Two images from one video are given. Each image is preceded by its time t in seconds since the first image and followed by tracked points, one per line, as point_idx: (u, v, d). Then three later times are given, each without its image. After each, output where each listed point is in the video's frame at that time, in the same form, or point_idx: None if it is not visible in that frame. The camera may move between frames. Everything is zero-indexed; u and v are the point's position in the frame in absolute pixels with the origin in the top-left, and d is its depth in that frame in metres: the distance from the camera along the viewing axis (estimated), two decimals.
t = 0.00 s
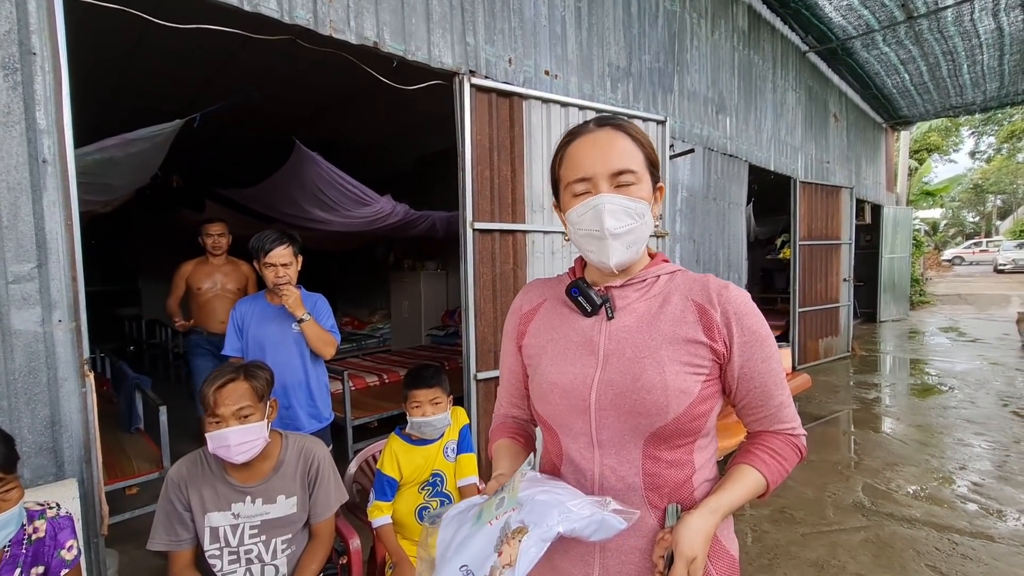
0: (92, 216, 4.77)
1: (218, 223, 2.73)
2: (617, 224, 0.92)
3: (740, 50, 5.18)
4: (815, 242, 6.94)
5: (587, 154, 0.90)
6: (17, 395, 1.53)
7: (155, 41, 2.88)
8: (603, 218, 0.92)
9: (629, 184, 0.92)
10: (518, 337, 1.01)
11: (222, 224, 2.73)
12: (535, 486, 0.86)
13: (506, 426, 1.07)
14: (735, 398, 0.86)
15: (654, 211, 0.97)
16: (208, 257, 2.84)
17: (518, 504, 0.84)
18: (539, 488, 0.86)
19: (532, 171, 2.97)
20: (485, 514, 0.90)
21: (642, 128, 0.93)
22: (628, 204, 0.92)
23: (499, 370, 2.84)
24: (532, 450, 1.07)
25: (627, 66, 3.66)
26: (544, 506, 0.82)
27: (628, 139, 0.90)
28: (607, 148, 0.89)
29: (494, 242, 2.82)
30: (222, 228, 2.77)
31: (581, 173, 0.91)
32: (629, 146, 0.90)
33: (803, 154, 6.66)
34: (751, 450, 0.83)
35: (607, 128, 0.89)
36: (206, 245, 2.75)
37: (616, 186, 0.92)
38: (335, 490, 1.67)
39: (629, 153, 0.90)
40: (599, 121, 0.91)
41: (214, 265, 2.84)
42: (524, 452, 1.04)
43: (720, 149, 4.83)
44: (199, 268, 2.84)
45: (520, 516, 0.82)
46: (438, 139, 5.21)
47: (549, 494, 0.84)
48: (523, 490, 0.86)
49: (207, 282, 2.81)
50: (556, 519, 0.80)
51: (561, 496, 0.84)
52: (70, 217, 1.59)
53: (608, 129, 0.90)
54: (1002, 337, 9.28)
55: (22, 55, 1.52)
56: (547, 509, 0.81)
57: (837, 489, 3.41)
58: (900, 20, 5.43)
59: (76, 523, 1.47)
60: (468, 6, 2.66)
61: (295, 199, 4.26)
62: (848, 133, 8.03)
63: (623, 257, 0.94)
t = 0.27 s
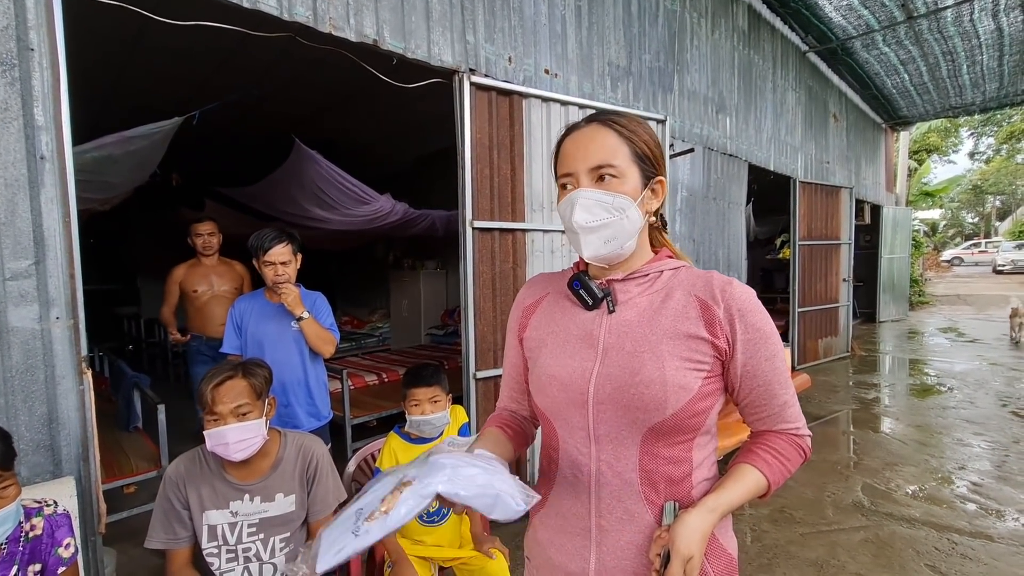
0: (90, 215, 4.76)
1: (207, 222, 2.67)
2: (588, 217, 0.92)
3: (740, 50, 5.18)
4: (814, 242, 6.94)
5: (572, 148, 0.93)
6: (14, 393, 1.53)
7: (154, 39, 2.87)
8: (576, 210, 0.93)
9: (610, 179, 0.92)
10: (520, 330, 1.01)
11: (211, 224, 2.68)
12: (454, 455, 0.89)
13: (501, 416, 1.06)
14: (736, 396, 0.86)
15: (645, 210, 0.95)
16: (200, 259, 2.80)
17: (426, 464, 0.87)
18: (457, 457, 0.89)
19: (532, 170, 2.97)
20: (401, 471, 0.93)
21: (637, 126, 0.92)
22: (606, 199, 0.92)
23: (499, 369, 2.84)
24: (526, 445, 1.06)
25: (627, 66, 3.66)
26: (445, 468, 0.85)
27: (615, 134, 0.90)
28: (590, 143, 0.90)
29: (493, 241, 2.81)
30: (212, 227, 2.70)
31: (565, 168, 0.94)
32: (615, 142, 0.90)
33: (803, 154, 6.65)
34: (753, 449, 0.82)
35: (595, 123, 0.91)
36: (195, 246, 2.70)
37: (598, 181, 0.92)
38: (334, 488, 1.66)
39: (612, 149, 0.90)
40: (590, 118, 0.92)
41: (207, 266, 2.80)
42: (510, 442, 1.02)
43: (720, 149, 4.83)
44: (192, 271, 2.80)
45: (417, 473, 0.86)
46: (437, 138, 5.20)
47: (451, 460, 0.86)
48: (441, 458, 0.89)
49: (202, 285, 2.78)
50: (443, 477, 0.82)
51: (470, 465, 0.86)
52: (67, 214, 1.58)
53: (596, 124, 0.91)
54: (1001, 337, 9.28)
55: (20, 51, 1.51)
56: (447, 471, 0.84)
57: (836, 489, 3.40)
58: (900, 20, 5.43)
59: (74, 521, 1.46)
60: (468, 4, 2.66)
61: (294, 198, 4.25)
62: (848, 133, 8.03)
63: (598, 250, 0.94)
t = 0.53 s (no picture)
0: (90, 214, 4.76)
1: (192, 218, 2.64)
2: (593, 218, 0.93)
3: (740, 51, 5.19)
4: (814, 244, 6.95)
5: (578, 148, 0.93)
6: (14, 392, 1.52)
7: (155, 38, 2.87)
8: (580, 211, 0.94)
9: (615, 180, 0.92)
10: (524, 326, 1.01)
11: (197, 220, 2.68)
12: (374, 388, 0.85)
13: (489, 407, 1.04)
14: (739, 403, 0.86)
15: (651, 213, 0.95)
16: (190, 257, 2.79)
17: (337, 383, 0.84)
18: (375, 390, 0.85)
19: (532, 170, 2.97)
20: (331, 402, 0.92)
21: (645, 128, 0.92)
22: (611, 200, 0.92)
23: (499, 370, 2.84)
24: (502, 439, 1.02)
25: (628, 67, 3.66)
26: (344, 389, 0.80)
27: (621, 135, 0.90)
28: (596, 143, 0.91)
29: (494, 241, 2.81)
30: (197, 223, 2.68)
31: (571, 168, 0.95)
32: (621, 143, 0.90)
33: (803, 156, 6.66)
34: (754, 457, 0.82)
35: (602, 124, 0.91)
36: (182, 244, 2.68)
37: (603, 181, 0.93)
38: (333, 489, 1.66)
39: (618, 150, 0.90)
40: (598, 119, 0.93)
41: (196, 265, 2.79)
42: (484, 428, 0.98)
43: (720, 150, 4.83)
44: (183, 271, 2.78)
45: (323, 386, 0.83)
46: (438, 138, 5.20)
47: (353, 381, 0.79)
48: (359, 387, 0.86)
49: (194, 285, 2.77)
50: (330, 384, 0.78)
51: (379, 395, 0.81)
52: (68, 213, 1.58)
53: (603, 125, 0.91)
54: (1000, 339, 9.29)
55: (21, 50, 1.51)
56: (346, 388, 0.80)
57: (835, 490, 3.40)
58: (901, 22, 5.44)
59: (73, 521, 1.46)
60: (469, 5, 2.66)
61: (295, 198, 4.25)
62: (848, 134, 8.03)
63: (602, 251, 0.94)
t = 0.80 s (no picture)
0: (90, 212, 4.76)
1: (190, 214, 2.66)
2: (604, 213, 0.93)
3: (741, 52, 5.18)
4: (814, 245, 6.95)
5: (591, 145, 0.93)
6: (14, 390, 1.52)
7: (156, 36, 2.87)
8: (591, 206, 0.93)
9: (626, 177, 0.92)
10: (529, 320, 1.01)
11: (195, 218, 2.68)
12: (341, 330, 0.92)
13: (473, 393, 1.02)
14: (743, 405, 0.85)
15: (661, 212, 0.94)
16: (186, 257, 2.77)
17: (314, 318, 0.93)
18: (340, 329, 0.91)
19: (533, 170, 2.96)
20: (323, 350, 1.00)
21: (658, 127, 0.92)
22: (622, 197, 0.92)
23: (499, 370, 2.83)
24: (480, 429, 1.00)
25: (629, 67, 3.66)
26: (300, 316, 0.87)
27: (634, 132, 0.90)
28: (609, 140, 0.91)
29: (494, 241, 2.81)
30: (196, 221, 2.69)
31: (583, 164, 0.95)
32: (634, 141, 0.90)
33: (803, 157, 6.66)
34: (757, 458, 0.82)
35: (615, 122, 0.91)
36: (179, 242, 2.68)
37: (615, 178, 0.92)
38: (333, 489, 1.66)
39: (630, 146, 0.90)
40: (611, 116, 0.93)
41: (193, 265, 2.77)
42: (458, 410, 0.97)
43: (721, 150, 4.83)
44: (178, 271, 2.76)
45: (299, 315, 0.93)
46: (438, 138, 5.20)
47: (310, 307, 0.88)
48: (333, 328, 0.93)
49: (190, 286, 2.74)
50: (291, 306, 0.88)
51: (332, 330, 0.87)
52: (68, 211, 1.58)
53: (616, 122, 0.91)
54: (1000, 341, 9.29)
55: (22, 47, 1.51)
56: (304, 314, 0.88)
57: (835, 491, 3.40)
58: (901, 24, 5.44)
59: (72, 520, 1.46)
60: (471, 4, 2.65)
61: (295, 197, 4.25)
62: (849, 136, 8.03)
63: (611, 248, 0.94)
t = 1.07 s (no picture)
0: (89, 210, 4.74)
1: (196, 214, 2.64)
2: (609, 206, 0.93)
3: (741, 54, 5.19)
4: (813, 246, 6.96)
5: (600, 137, 0.93)
6: (12, 388, 1.51)
7: (156, 34, 2.87)
8: (598, 197, 0.93)
9: (633, 171, 0.92)
10: (526, 319, 1.01)
11: (202, 217, 2.66)
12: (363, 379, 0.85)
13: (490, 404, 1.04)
14: (741, 402, 0.86)
15: (665, 209, 0.95)
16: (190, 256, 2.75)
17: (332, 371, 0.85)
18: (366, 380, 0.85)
19: (533, 170, 2.96)
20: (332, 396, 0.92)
21: (665, 125, 0.93)
22: (629, 191, 0.92)
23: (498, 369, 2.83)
24: (502, 436, 1.01)
25: (629, 68, 3.66)
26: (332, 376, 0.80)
27: (642, 128, 0.91)
28: (618, 134, 0.91)
29: (494, 241, 2.81)
30: (201, 220, 2.67)
31: (588, 157, 0.94)
32: (642, 136, 0.90)
33: (802, 158, 6.67)
34: (755, 452, 0.82)
35: (625, 116, 0.91)
36: (184, 241, 2.68)
37: (622, 171, 0.92)
38: (331, 487, 1.66)
39: (640, 142, 0.90)
40: (620, 111, 0.93)
41: (196, 265, 2.77)
42: (483, 425, 0.97)
43: (720, 151, 4.84)
44: (181, 270, 2.75)
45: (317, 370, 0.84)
46: (437, 138, 5.20)
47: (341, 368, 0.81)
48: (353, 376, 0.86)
49: (192, 286, 2.73)
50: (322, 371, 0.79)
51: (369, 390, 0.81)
52: (68, 208, 1.58)
53: (626, 117, 0.91)
54: (997, 343, 9.31)
55: (22, 44, 1.50)
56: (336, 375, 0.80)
57: (833, 492, 3.41)
58: (901, 26, 5.45)
59: (71, 517, 1.45)
60: (472, 4, 2.65)
61: (295, 196, 4.25)
62: (848, 138, 8.05)
63: (615, 241, 0.94)
